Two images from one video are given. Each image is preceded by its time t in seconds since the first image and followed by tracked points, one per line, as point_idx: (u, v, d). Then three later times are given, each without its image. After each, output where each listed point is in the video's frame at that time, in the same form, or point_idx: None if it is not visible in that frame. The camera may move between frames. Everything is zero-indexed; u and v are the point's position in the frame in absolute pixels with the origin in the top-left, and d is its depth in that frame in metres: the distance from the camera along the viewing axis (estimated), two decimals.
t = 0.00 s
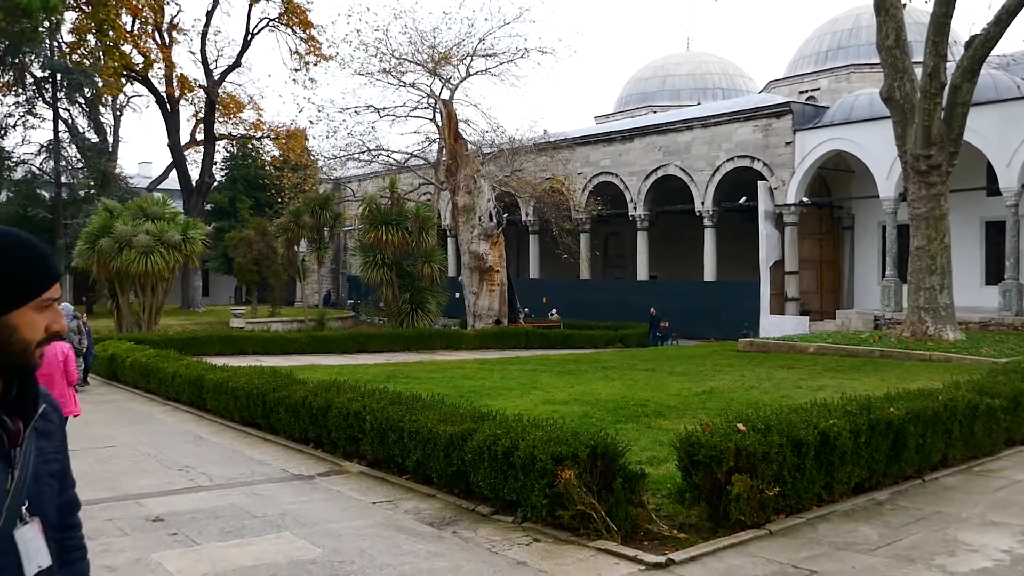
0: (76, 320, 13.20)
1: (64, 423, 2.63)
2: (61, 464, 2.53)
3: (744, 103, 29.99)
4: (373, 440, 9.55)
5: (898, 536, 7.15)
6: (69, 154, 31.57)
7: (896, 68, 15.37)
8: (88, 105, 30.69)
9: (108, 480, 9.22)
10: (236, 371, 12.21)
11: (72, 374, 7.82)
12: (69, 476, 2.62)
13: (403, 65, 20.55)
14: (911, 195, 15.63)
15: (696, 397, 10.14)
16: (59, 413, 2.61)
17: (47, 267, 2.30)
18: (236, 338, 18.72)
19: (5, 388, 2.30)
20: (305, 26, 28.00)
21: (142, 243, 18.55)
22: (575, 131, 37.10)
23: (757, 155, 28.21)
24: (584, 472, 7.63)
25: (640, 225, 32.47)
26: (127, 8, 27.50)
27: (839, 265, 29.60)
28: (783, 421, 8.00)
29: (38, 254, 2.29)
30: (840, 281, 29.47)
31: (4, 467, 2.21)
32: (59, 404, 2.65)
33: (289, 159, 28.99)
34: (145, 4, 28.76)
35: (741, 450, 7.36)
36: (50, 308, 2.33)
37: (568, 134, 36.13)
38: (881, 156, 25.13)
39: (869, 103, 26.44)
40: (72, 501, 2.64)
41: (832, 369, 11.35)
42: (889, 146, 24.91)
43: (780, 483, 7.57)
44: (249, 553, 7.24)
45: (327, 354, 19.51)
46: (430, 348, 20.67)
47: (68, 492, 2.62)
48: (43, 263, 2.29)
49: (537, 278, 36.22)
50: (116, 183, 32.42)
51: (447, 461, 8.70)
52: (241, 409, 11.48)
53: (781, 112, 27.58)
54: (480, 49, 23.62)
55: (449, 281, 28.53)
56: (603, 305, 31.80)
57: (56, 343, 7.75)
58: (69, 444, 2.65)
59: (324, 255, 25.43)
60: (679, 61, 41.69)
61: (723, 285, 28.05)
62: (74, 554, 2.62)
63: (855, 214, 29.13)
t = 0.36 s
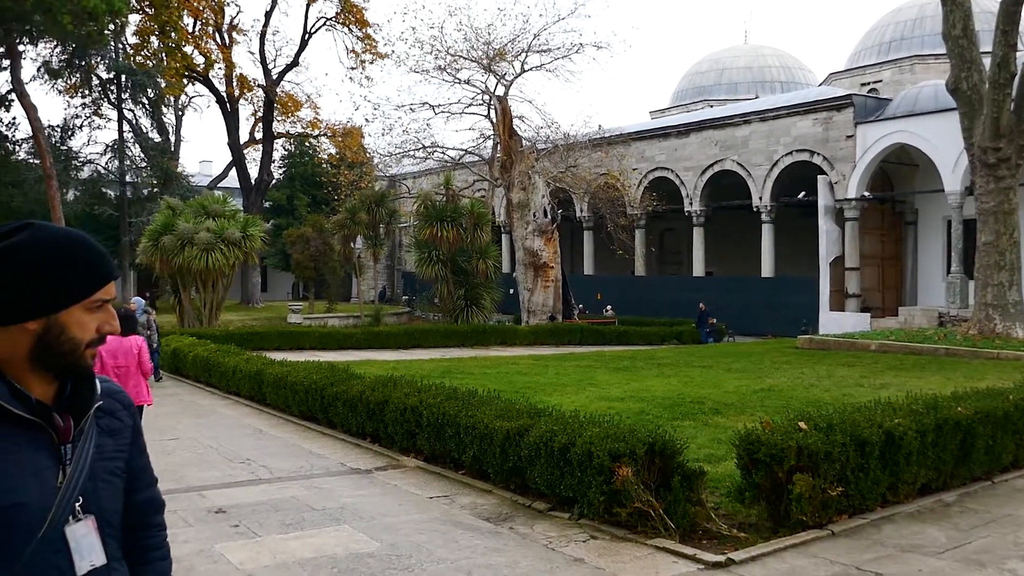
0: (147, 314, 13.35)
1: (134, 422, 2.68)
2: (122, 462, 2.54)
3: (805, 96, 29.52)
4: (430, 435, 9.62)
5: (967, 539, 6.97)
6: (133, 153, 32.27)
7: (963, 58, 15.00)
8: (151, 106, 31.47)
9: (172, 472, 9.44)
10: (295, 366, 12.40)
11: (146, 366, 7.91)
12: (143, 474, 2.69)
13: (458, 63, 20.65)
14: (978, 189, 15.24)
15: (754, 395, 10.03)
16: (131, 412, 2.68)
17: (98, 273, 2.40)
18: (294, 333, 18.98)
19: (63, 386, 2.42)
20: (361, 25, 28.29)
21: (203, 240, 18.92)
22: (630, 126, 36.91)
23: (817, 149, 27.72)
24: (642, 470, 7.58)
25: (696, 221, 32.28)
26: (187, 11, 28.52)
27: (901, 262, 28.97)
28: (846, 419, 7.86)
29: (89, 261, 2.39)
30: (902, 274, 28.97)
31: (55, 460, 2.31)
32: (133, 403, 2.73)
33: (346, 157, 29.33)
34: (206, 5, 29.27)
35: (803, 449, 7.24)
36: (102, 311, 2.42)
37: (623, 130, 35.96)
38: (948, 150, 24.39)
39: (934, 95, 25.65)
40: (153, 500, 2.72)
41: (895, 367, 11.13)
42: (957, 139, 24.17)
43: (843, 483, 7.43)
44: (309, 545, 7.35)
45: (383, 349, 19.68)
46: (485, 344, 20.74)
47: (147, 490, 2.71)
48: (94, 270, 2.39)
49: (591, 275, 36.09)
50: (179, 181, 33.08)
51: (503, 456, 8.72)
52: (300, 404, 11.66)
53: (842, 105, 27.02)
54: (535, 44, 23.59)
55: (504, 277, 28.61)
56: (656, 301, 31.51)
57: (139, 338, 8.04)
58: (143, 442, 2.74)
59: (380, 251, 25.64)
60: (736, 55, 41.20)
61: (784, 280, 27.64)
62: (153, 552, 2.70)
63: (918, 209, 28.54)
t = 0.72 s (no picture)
0: (211, 308, 13.53)
1: (204, 415, 2.65)
2: (195, 453, 2.54)
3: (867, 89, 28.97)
4: (487, 430, 9.66)
5: None
6: (195, 151, 32.95)
7: None
8: (213, 104, 32.19)
9: (233, 463, 9.64)
10: (352, 361, 12.56)
11: (215, 357, 8.10)
12: (211, 465, 2.65)
13: (513, 59, 20.66)
14: None
15: (815, 393, 9.87)
16: (201, 405, 2.64)
17: (171, 269, 2.35)
18: (351, 328, 19.23)
19: (142, 379, 2.39)
20: (417, 22, 28.49)
21: (263, 236, 19.29)
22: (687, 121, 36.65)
23: (879, 143, 27.16)
24: (701, 468, 7.51)
25: (755, 216, 32.00)
26: (249, 10, 28.62)
27: (967, 258, 28.23)
28: (912, 419, 7.71)
29: (165, 257, 2.35)
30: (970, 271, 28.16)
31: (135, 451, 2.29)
32: (201, 394, 2.71)
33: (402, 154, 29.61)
34: (266, 5, 29.68)
35: (867, 450, 7.09)
36: (176, 305, 2.36)
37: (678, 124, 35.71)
38: (1014, 143, 23.77)
39: (1003, 84, 24.80)
40: (218, 492, 2.68)
41: (962, 366, 10.87)
42: None
43: (909, 484, 7.28)
44: (368, 538, 7.44)
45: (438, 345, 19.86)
46: (539, 340, 20.76)
47: (213, 480, 2.66)
48: (168, 265, 2.34)
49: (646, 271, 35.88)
50: (240, 177, 33.44)
51: (560, 453, 8.72)
52: (358, 398, 11.80)
53: (905, 97, 26.37)
54: (590, 40, 23.48)
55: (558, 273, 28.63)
56: (715, 298, 31.19)
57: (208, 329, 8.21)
58: (211, 434, 2.72)
59: (435, 247, 25.83)
60: (795, 47, 40.58)
61: (845, 278, 27.20)
62: (218, 544, 2.66)
63: (986, 204, 27.97)
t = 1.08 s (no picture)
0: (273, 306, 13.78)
1: (264, 410, 2.63)
2: (256, 449, 2.52)
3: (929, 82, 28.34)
4: (540, 428, 9.67)
5: None
6: (252, 150, 33.56)
7: None
8: (269, 104, 32.81)
9: (290, 457, 9.81)
10: (407, 357, 12.66)
11: (281, 350, 8.30)
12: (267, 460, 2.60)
13: (566, 56, 20.59)
14: None
15: (874, 394, 9.70)
16: (261, 402, 2.62)
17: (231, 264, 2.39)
18: (403, 326, 19.40)
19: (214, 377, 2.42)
20: (470, 21, 28.60)
21: (318, 234, 19.60)
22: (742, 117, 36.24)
23: (942, 137, 26.39)
24: (758, 468, 7.42)
25: (811, 212, 31.56)
26: (305, 11, 28.95)
27: None
28: (978, 420, 7.60)
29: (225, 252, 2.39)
30: None
31: (211, 445, 2.30)
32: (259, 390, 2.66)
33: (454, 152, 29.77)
34: (321, 6, 30.02)
35: (931, 451, 6.94)
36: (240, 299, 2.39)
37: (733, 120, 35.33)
38: None
39: None
40: (271, 488, 2.62)
41: None
42: None
43: (974, 487, 7.18)
44: (423, 534, 7.51)
45: (489, 342, 19.97)
46: (591, 338, 20.69)
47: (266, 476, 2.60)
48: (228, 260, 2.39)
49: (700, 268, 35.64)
50: (296, 177, 34.07)
51: (614, 451, 8.68)
52: (411, 395, 11.91)
53: (968, 90, 25.53)
54: (644, 36, 23.27)
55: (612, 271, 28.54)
56: (771, 296, 30.80)
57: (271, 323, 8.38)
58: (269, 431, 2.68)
59: (487, 245, 25.95)
60: (855, 40, 39.79)
61: (903, 276, 26.66)
62: (272, 535, 2.61)
63: None
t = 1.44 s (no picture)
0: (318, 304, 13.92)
1: (320, 412, 2.51)
2: (309, 448, 2.41)
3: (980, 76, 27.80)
4: (582, 426, 9.66)
5: None
6: (295, 150, 33.94)
7: None
8: (312, 103, 33.17)
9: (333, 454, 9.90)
10: (448, 355, 12.71)
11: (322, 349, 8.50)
12: (325, 457, 2.52)
13: (607, 53, 20.54)
14: None
15: (924, 394, 9.53)
16: (318, 401, 2.50)
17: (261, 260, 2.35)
18: (444, 323, 19.48)
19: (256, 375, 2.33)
20: (511, 19, 28.58)
21: (360, 232, 19.75)
22: (786, 113, 35.84)
23: (992, 133, 25.97)
24: (805, 469, 7.30)
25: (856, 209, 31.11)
26: (345, 10, 29.20)
27: None
28: None
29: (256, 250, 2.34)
30: None
31: (250, 443, 2.20)
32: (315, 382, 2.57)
33: (495, 150, 29.80)
34: (363, 6, 30.22)
35: (983, 453, 6.80)
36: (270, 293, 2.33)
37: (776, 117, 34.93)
38: None
39: None
40: (331, 486, 2.55)
41: None
42: None
43: None
44: (465, 531, 7.53)
45: (530, 340, 19.97)
46: (632, 337, 20.62)
47: (326, 473, 2.53)
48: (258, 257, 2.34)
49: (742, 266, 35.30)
50: (337, 176, 34.43)
51: (657, 450, 8.64)
52: (453, 393, 11.96)
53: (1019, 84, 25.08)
54: (686, 31, 23.08)
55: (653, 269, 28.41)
56: (814, 295, 30.44)
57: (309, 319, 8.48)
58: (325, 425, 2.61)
59: (527, 243, 25.94)
60: (902, 35, 39.16)
61: (952, 276, 26.18)
62: (332, 533, 2.54)
63: None
